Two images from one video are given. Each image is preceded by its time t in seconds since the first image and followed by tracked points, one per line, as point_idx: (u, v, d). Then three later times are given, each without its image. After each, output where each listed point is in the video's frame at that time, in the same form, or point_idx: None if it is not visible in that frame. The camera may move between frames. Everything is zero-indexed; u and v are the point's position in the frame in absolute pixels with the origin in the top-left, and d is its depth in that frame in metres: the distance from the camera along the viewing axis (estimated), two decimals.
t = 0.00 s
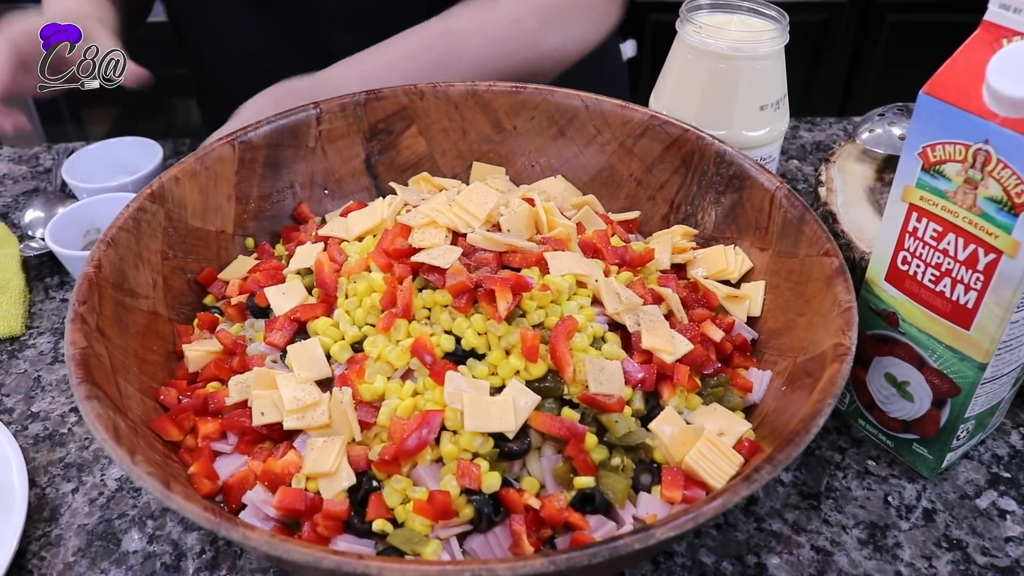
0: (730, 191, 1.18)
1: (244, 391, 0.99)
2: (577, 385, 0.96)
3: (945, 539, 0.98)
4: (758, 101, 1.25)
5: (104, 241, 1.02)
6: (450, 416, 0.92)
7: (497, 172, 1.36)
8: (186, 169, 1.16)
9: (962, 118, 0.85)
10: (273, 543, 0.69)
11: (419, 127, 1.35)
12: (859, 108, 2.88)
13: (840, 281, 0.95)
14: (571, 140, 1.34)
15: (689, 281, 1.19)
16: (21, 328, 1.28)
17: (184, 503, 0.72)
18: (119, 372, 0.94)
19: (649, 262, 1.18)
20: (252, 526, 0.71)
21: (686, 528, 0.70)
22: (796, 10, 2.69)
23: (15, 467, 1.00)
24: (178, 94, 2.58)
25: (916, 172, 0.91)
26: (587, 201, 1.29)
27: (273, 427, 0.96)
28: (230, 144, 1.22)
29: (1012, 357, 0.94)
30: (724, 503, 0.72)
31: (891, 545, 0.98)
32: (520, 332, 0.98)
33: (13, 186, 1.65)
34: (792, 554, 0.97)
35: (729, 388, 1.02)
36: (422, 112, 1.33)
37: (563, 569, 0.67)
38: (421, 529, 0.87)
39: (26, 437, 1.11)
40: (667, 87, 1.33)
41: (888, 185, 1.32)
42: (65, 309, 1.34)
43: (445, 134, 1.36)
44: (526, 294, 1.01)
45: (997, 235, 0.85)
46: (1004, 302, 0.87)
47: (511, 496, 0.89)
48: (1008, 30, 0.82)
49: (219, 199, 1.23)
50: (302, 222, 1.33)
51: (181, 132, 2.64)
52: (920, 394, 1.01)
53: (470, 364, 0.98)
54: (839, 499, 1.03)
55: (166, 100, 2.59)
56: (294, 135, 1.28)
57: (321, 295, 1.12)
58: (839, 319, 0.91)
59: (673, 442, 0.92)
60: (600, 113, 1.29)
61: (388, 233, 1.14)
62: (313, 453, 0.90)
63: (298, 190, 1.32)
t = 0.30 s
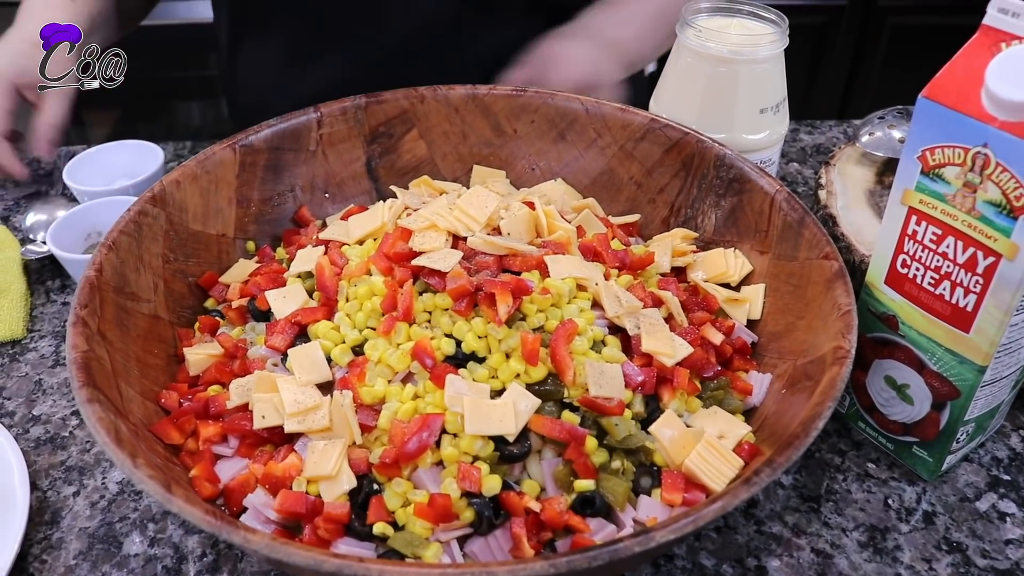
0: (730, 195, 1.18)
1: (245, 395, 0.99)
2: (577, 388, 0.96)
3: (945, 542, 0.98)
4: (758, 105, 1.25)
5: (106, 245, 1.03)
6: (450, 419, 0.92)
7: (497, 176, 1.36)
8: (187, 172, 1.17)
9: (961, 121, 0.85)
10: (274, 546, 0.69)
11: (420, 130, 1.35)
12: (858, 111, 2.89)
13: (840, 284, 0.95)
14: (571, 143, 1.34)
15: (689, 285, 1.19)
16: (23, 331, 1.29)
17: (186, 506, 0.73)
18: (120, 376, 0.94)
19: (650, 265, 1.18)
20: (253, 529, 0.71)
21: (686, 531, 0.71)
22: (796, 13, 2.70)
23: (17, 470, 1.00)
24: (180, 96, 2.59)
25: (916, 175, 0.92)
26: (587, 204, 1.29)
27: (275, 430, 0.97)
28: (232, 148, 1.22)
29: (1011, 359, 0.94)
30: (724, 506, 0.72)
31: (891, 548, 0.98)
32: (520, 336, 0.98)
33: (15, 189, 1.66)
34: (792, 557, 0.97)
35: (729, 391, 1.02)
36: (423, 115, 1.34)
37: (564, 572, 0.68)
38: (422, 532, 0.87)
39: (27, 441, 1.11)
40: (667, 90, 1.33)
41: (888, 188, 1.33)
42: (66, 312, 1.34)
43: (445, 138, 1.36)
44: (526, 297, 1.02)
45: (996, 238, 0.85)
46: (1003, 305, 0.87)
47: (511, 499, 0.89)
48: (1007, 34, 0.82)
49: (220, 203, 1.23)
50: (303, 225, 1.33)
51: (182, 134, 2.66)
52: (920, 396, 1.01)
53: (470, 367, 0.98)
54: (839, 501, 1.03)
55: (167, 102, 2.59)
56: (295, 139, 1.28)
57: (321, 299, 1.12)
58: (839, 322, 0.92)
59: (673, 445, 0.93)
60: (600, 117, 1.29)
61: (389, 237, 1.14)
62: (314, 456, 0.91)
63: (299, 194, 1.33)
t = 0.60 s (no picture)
0: (730, 198, 1.18)
1: (246, 396, 0.99)
2: (577, 391, 0.96)
3: (944, 545, 0.98)
4: (757, 108, 1.26)
5: (107, 247, 1.03)
6: (450, 422, 0.92)
7: (498, 178, 1.36)
8: (187, 174, 1.17)
9: (961, 125, 0.85)
10: (274, 547, 0.69)
11: (420, 133, 1.35)
12: (859, 113, 2.90)
13: (839, 287, 0.96)
14: (571, 146, 1.35)
15: (688, 287, 1.20)
16: (24, 333, 1.29)
17: (186, 508, 0.73)
18: (121, 377, 0.94)
19: (650, 267, 1.18)
20: (253, 531, 0.71)
21: (685, 533, 0.71)
22: (796, 16, 2.70)
23: (18, 471, 1.00)
24: (182, 98, 2.59)
25: (915, 179, 0.92)
26: (587, 207, 1.29)
27: (275, 432, 0.97)
28: (233, 149, 1.23)
29: (1010, 363, 0.95)
30: (723, 509, 0.72)
31: (890, 551, 0.98)
32: (520, 338, 0.99)
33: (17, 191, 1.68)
34: (792, 560, 0.97)
35: (729, 394, 1.03)
36: (423, 117, 1.34)
37: (563, 574, 0.68)
38: (422, 533, 0.87)
39: (28, 442, 1.11)
40: (668, 93, 1.34)
41: (888, 191, 1.33)
42: (68, 313, 1.35)
43: (446, 140, 1.37)
44: (526, 300, 1.02)
45: (995, 242, 0.86)
46: (1002, 308, 0.87)
47: (511, 501, 0.89)
48: (1007, 38, 0.83)
49: (221, 205, 1.23)
50: (304, 227, 1.33)
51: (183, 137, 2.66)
52: (919, 399, 1.01)
53: (470, 369, 0.98)
54: (838, 504, 1.03)
55: (168, 104, 2.59)
56: (296, 141, 1.29)
57: (322, 301, 1.12)
58: (838, 325, 0.92)
59: (673, 448, 0.93)
60: (601, 119, 1.30)
61: (389, 239, 1.15)
62: (315, 457, 0.91)
63: (300, 196, 1.33)
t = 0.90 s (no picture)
0: (728, 210, 1.20)
1: (249, 408, 1.00)
2: (576, 404, 0.97)
3: (940, 555, 0.99)
4: (756, 122, 1.27)
5: (112, 260, 1.05)
6: (451, 434, 0.93)
7: (498, 190, 1.38)
8: (191, 188, 1.18)
9: (955, 141, 0.87)
10: (278, 560, 0.70)
11: (421, 145, 1.37)
12: (858, 124, 2.94)
13: (836, 300, 0.97)
14: (571, 158, 1.36)
15: (686, 299, 1.21)
16: (29, 344, 1.30)
17: (191, 520, 0.74)
18: (126, 390, 0.95)
19: (649, 280, 1.20)
20: (257, 543, 0.72)
21: (681, 546, 0.72)
22: (795, 26, 2.72)
23: (23, 483, 1.01)
24: (184, 106, 2.61)
25: (910, 193, 0.93)
26: (586, 219, 1.31)
27: (278, 444, 0.98)
28: (235, 162, 1.24)
29: (1005, 374, 0.96)
30: (719, 521, 0.73)
31: (886, 561, 0.99)
32: (520, 351, 1.00)
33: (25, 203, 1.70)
34: (789, 570, 0.98)
35: (727, 405, 1.03)
36: (424, 130, 1.35)
37: None
38: (423, 545, 0.88)
39: (33, 453, 1.12)
40: (668, 107, 1.35)
41: (885, 202, 1.35)
42: (72, 325, 1.36)
43: (446, 153, 1.38)
44: (526, 313, 1.03)
45: (988, 255, 0.87)
46: (996, 321, 0.89)
47: (511, 513, 0.90)
48: (1000, 55, 0.84)
49: (224, 218, 1.25)
50: (306, 239, 1.35)
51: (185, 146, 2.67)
52: (915, 411, 1.02)
53: (471, 383, 0.99)
54: (836, 514, 1.04)
55: (169, 112, 2.60)
56: (298, 154, 1.30)
57: (325, 314, 1.13)
58: (835, 338, 0.93)
59: (671, 459, 0.94)
60: (600, 132, 1.31)
61: (391, 252, 1.16)
62: (317, 469, 0.92)
63: (302, 208, 1.34)
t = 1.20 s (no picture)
0: (725, 225, 1.21)
1: (254, 421, 1.02)
2: (576, 416, 0.99)
3: (936, 565, 1.01)
4: (741, 132, 1.29)
5: (118, 275, 1.07)
6: (453, 446, 0.95)
7: (499, 205, 1.40)
8: (197, 204, 1.21)
9: (947, 158, 0.89)
10: (283, 571, 0.72)
11: (422, 160, 1.39)
12: (857, 137, 2.99)
13: (831, 314, 0.98)
14: (571, 173, 1.38)
15: (685, 313, 1.22)
16: (35, 356, 1.32)
17: (198, 531, 0.75)
18: (132, 402, 0.97)
19: (646, 294, 1.21)
20: (262, 554, 0.74)
21: (678, 556, 0.73)
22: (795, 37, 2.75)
23: (30, 494, 1.03)
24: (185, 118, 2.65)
25: (904, 209, 0.95)
26: (586, 234, 1.33)
27: (282, 456, 0.99)
28: (239, 178, 1.26)
29: (998, 387, 0.97)
30: (715, 533, 0.75)
31: (882, 572, 1.00)
32: (520, 365, 1.01)
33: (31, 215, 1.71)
34: None
35: (724, 418, 1.05)
36: (425, 145, 1.37)
37: None
38: (425, 555, 0.90)
39: (40, 464, 1.13)
40: (662, 107, 1.37)
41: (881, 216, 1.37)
42: (78, 337, 1.37)
43: (448, 167, 1.40)
44: (526, 328, 1.04)
45: (981, 271, 0.89)
46: (989, 335, 0.90)
47: (511, 524, 0.91)
48: (991, 74, 0.87)
49: (228, 232, 1.27)
50: (309, 253, 1.37)
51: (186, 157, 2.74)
52: (910, 423, 1.03)
53: (472, 396, 1.01)
54: (832, 525, 1.05)
55: (172, 123, 2.65)
56: (302, 169, 1.32)
57: (328, 328, 1.14)
58: (830, 351, 0.95)
59: (669, 471, 0.96)
60: (599, 147, 1.33)
61: (393, 267, 1.17)
62: (321, 481, 0.93)
63: (305, 222, 1.36)
